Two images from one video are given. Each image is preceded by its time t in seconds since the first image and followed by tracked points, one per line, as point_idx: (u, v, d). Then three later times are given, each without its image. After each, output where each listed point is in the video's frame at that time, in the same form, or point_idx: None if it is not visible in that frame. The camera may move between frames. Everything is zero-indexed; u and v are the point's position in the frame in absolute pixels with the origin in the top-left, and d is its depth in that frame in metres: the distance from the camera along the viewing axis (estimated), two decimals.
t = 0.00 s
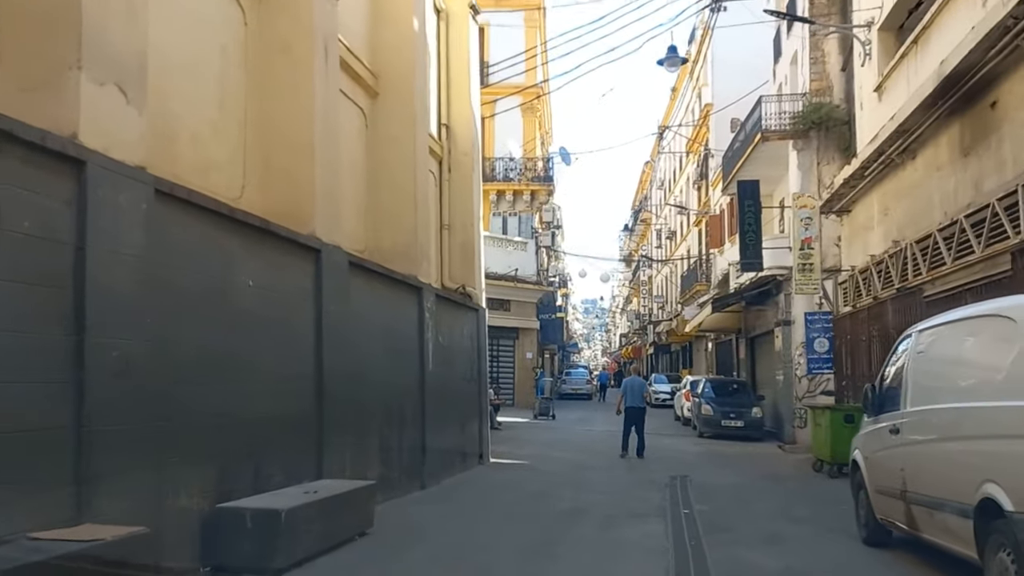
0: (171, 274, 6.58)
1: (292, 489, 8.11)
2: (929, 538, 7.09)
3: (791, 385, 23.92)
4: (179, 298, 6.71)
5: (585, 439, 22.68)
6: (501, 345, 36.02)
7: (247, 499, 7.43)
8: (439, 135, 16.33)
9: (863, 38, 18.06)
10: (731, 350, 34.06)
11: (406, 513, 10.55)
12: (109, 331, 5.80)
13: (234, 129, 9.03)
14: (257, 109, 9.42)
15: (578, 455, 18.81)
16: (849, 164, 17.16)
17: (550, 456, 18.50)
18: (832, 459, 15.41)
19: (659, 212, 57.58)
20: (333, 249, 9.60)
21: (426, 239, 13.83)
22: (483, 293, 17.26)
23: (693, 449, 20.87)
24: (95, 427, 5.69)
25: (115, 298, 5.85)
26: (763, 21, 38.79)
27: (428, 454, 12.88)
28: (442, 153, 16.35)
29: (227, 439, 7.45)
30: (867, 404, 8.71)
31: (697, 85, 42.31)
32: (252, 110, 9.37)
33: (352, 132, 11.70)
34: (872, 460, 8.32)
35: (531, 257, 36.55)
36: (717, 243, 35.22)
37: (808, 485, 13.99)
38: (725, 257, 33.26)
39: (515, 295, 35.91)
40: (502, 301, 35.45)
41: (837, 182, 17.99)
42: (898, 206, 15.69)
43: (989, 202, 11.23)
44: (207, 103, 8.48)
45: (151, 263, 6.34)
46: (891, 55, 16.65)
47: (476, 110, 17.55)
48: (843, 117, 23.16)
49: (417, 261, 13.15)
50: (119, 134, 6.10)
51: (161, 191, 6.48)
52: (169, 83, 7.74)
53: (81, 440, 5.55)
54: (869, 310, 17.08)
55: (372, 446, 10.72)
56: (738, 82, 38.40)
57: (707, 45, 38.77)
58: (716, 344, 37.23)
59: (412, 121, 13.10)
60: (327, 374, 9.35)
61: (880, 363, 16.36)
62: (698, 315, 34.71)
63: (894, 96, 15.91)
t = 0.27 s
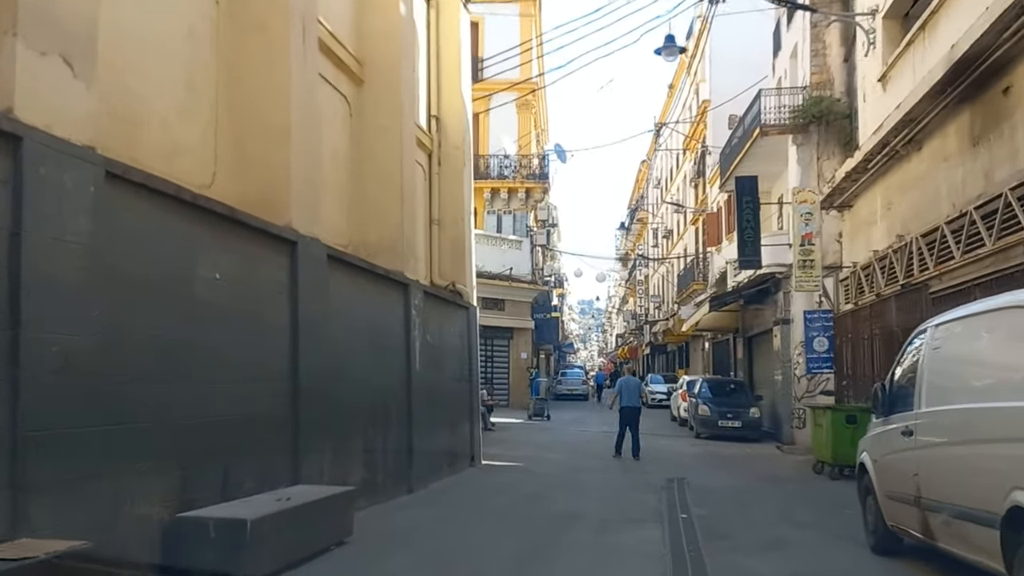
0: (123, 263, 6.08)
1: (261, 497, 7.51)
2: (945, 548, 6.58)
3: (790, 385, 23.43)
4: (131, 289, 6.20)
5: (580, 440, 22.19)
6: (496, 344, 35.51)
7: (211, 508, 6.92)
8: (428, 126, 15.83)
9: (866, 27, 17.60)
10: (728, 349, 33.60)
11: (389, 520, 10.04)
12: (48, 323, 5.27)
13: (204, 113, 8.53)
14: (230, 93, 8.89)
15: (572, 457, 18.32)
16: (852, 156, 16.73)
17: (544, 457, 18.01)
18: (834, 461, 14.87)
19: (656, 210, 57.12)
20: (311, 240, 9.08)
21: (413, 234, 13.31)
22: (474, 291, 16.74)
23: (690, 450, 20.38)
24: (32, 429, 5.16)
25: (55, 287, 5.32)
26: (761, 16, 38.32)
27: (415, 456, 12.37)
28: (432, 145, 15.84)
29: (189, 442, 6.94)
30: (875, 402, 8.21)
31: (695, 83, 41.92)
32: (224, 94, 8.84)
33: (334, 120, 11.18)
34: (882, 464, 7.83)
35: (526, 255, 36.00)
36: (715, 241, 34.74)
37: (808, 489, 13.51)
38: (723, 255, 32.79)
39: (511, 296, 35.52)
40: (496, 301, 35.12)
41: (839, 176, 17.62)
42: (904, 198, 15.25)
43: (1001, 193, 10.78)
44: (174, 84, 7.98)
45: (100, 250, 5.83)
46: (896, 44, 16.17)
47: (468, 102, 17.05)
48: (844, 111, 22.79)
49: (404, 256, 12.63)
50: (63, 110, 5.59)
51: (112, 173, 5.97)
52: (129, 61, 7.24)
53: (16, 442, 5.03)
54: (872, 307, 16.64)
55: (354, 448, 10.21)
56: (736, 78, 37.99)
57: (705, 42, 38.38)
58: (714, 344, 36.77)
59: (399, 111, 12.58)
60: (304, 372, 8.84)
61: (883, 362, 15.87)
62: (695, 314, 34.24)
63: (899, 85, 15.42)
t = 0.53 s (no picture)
0: (70, 251, 5.58)
1: (227, 507, 7.03)
2: (965, 561, 6.07)
3: (790, 386, 22.91)
4: (80, 279, 5.68)
5: (576, 442, 21.64)
6: (490, 345, 34.94)
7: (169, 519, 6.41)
8: (418, 117, 15.30)
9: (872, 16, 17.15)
10: (727, 349, 33.13)
11: (371, 527, 9.52)
12: None
13: (172, 95, 8.01)
14: (200, 75, 8.37)
15: (567, 459, 17.77)
16: (858, 148, 16.38)
17: (538, 460, 17.47)
18: (836, 464, 14.40)
19: (654, 210, 56.57)
20: (285, 233, 8.56)
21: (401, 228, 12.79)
22: (466, 288, 16.20)
23: (688, 453, 19.86)
24: None
25: None
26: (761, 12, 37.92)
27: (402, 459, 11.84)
28: (422, 137, 15.32)
29: (149, 446, 6.41)
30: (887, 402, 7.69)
31: (694, 80, 41.46)
32: (194, 76, 8.32)
33: (314, 107, 10.66)
34: (894, 469, 7.29)
35: (522, 254, 35.43)
36: (714, 239, 34.23)
37: (811, 493, 13.00)
38: (722, 254, 32.31)
39: (507, 295, 35.11)
40: (491, 300, 34.67)
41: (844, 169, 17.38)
42: (912, 191, 14.85)
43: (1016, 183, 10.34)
44: (138, 63, 7.48)
45: (44, 236, 5.33)
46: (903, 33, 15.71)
47: (459, 93, 16.51)
48: (848, 105, 22.25)
49: (390, 251, 12.10)
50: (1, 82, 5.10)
51: (60, 153, 5.48)
52: (84, 35, 6.72)
53: None
54: (878, 304, 16.22)
55: (334, 451, 9.68)
56: (736, 74, 37.52)
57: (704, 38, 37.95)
58: (712, 344, 36.24)
59: (385, 99, 12.05)
60: (278, 371, 8.30)
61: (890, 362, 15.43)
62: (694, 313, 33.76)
63: (905, 75, 14.96)
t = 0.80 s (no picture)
0: (14, 240, 5.09)
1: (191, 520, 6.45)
2: None
3: (789, 387, 22.45)
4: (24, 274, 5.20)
5: (571, 446, 21.16)
6: (485, 346, 34.40)
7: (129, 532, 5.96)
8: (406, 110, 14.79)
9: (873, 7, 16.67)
10: (724, 351, 32.69)
11: (353, 538, 9.02)
12: None
13: (136, 78, 7.51)
14: (167, 58, 7.87)
15: (561, 464, 17.29)
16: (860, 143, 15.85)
17: (531, 465, 17.00)
18: (840, 468, 13.84)
19: (650, 210, 56.13)
20: (259, 225, 8.03)
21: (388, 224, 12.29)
22: (457, 287, 15.68)
23: (686, 456, 19.38)
24: None
25: None
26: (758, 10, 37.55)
27: (387, 465, 11.33)
28: (410, 131, 14.82)
29: (105, 454, 5.93)
30: (903, 403, 7.18)
31: (690, 79, 41.05)
32: (160, 59, 7.81)
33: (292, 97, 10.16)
34: (909, 477, 6.80)
35: (517, 254, 34.91)
36: (711, 239, 33.80)
37: (815, 499, 12.52)
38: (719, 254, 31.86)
39: (501, 296, 34.51)
40: (486, 301, 34.11)
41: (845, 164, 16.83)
42: (914, 185, 14.33)
43: None
44: (100, 44, 6.99)
45: None
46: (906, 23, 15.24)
47: (449, 87, 16.02)
48: (847, 100, 21.95)
49: (376, 248, 11.60)
50: None
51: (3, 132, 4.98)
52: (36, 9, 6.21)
53: None
54: (881, 303, 15.69)
55: (315, 458, 9.20)
56: (733, 72, 37.09)
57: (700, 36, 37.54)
58: (709, 344, 35.81)
59: (369, 89, 11.54)
60: (253, 373, 7.83)
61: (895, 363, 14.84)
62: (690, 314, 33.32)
63: (909, 65, 14.47)
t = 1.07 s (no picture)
0: None
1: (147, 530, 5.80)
2: None
3: (792, 387, 21.95)
4: None
5: (568, 448, 20.68)
6: (482, 348, 34.07)
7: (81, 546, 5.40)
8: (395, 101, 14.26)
9: None
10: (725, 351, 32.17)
11: (335, 547, 8.52)
12: None
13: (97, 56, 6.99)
14: (131, 35, 7.33)
15: (557, 467, 16.79)
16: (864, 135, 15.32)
17: (526, 467, 16.51)
18: (846, 472, 13.30)
19: (649, 209, 55.59)
20: (231, 214, 7.50)
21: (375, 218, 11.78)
22: (449, 285, 15.14)
23: (686, 459, 18.87)
24: None
25: None
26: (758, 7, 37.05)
27: (373, 469, 10.80)
28: (400, 123, 14.29)
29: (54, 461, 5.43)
30: (923, 403, 6.68)
31: (689, 76, 40.53)
32: (123, 37, 7.28)
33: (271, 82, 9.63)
34: (929, 483, 6.28)
35: (514, 253, 34.37)
36: (711, 237, 33.28)
37: (821, 505, 12.01)
38: (719, 252, 31.34)
39: (497, 295, 33.96)
40: (482, 301, 33.67)
41: (849, 158, 16.22)
42: (922, 179, 13.81)
43: None
44: (59, 16, 6.50)
45: None
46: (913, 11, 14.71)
47: (441, 77, 15.49)
48: (850, 95, 21.46)
49: (362, 242, 11.09)
50: None
51: None
52: None
53: None
54: (888, 301, 15.16)
55: (295, 461, 8.71)
56: (732, 68, 36.57)
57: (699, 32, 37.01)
58: (709, 344, 35.30)
59: (354, 76, 11.01)
60: (225, 371, 7.34)
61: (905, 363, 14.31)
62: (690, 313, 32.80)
63: (917, 54, 13.95)
